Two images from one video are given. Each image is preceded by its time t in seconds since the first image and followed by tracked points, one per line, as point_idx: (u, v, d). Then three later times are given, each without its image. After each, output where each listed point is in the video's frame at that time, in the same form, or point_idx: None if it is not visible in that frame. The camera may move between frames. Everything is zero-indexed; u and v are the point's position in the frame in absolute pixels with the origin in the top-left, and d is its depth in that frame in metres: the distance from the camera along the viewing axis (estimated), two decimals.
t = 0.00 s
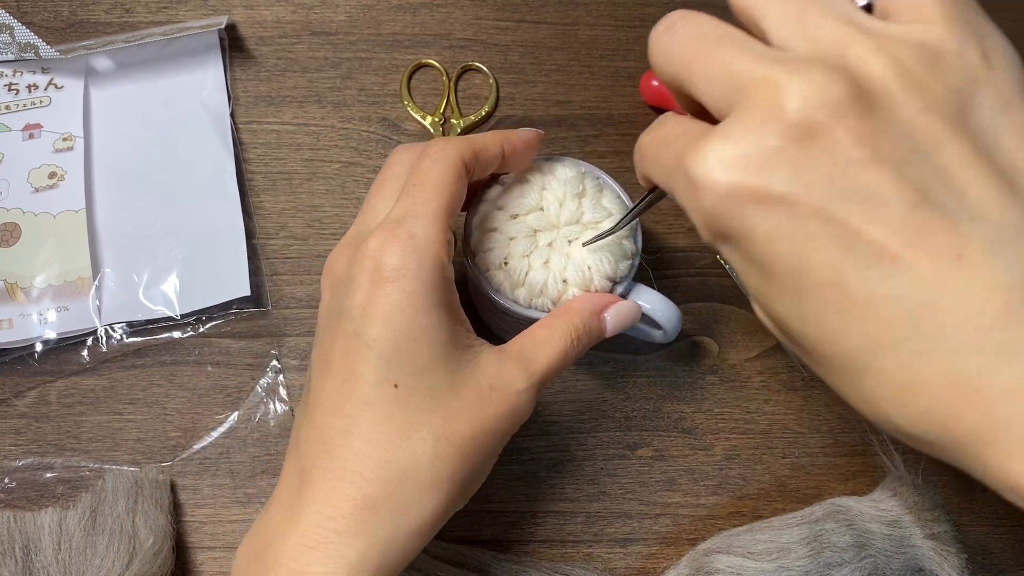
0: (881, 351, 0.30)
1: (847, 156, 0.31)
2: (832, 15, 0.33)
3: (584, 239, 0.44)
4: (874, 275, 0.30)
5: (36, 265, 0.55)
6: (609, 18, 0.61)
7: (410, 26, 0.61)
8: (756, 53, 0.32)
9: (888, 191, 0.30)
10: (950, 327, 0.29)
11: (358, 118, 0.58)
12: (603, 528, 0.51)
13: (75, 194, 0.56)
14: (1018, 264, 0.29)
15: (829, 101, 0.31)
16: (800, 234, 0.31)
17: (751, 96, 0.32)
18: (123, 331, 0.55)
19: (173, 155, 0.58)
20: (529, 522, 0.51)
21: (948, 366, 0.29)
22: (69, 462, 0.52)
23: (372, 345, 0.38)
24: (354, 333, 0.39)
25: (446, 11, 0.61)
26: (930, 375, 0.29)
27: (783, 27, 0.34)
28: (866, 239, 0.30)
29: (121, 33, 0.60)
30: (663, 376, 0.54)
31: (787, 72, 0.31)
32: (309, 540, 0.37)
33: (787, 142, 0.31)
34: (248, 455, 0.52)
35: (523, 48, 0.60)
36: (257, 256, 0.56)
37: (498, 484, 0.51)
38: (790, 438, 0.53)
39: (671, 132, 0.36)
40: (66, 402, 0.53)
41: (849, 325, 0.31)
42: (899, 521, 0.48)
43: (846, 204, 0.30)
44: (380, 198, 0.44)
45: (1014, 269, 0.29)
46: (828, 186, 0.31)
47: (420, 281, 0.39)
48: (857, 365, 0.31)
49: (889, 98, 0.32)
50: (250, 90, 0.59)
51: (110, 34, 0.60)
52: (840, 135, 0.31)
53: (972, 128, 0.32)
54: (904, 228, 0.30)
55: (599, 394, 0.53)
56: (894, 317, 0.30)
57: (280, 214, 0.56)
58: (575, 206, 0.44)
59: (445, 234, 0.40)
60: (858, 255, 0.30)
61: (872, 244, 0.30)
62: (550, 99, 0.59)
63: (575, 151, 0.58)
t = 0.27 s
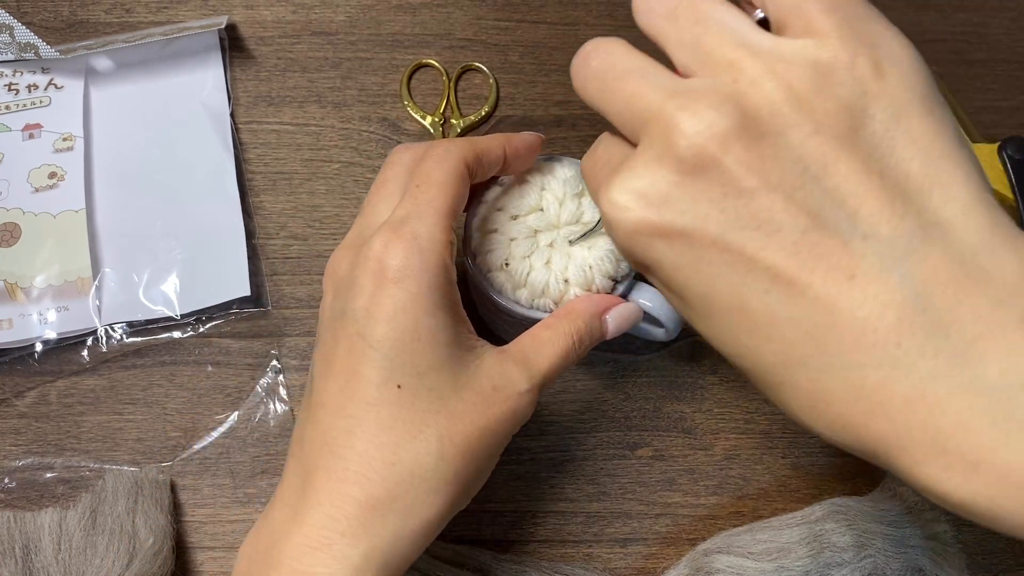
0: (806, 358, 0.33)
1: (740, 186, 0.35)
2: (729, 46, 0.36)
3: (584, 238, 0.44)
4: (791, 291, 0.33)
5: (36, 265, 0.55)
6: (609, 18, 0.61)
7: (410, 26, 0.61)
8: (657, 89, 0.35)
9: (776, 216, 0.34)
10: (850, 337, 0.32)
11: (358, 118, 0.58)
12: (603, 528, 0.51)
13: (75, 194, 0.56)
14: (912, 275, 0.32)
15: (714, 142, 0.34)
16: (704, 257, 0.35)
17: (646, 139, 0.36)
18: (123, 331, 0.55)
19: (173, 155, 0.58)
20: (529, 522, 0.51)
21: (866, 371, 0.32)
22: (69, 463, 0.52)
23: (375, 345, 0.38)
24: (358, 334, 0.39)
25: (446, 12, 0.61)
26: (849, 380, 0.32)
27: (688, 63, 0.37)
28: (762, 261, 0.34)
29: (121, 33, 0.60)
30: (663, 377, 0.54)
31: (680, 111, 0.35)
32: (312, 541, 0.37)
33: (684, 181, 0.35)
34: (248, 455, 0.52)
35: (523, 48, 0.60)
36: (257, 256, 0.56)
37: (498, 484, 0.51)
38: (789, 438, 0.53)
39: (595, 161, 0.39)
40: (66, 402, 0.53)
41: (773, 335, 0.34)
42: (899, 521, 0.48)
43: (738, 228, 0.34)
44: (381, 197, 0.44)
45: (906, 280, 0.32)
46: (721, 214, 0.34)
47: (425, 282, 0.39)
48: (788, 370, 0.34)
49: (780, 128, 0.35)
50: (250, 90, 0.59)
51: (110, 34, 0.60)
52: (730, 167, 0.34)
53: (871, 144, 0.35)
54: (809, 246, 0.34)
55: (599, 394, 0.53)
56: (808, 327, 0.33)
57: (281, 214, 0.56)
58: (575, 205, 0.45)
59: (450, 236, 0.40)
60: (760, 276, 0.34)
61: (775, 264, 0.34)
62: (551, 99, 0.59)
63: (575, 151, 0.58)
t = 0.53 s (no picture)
0: (723, 416, 0.29)
1: (657, 244, 0.30)
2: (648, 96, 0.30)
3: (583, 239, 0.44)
4: (700, 346, 0.29)
5: (37, 265, 0.55)
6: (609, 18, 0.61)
7: (410, 26, 0.61)
8: (584, 147, 0.31)
9: (687, 268, 0.29)
10: (769, 399, 0.28)
11: (358, 118, 0.58)
12: (603, 528, 0.51)
13: (75, 194, 0.56)
14: (826, 333, 0.27)
15: (628, 204, 0.30)
16: (628, 309, 0.31)
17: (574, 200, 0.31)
18: (123, 331, 0.55)
19: (173, 155, 0.58)
20: (529, 522, 0.51)
21: (776, 430, 0.28)
22: (69, 462, 0.52)
23: (377, 345, 0.38)
24: (360, 334, 0.39)
25: (446, 12, 0.61)
26: (766, 441, 0.29)
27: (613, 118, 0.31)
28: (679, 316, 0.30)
29: (121, 33, 0.60)
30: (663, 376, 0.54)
31: (604, 169, 0.30)
32: (313, 541, 0.37)
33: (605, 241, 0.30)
34: (248, 455, 0.52)
35: (523, 48, 0.60)
36: (257, 256, 0.56)
37: (498, 484, 0.51)
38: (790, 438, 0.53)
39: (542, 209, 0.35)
40: (66, 402, 0.53)
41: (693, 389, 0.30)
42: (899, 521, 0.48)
43: (656, 283, 0.30)
44: (383, 197, 0.44)
45: (819, 335, 0.27)
46: (646, 276, 0.30)
47: (427, 283, 0.39)
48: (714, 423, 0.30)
49: (695, 187, 0.30)
50: (250, 90, 0.59)
51: (110, 34, 0.60)
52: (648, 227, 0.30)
53: (784, 184, 0.29)
54: (716, 302, 0.29)
55: (599, 394, 0.53)
56: (724, 386, 0.29)
57: (281, 214, 0.56)
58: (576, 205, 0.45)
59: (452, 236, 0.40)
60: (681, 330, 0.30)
61: (691, 321, 0.29)
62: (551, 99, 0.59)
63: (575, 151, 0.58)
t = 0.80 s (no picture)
0: (827, 362, 0.30)
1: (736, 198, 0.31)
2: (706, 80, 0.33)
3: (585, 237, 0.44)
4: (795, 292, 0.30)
5: (36, 265, 0.55)
6: (610, 18, 0.61)
7: (410, 26, 0.61)
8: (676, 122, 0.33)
9: (773, 218, 0.30)
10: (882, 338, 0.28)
11: (358, 118, 0.58)
12: (603, 528, 0.51)
13: (75, 194, 0.56)
14: (944, 272, 0.29)
15: (714, 160, 0.31)
16: (718, 260, 0.32)
17: (644, 186, 0.34)
18: (123, 331, 0.55)
19: (173, 154, 0.58)
20: (528, 522, 0.51)
21: (875, 367, 0.28)
22: (69, 462, 0.52)
23: (375, 346, 0.38)
24: (357, 334, 0.39)
25: (446, 12, 0.61)
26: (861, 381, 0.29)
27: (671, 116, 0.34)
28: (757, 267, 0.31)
29: (121, 33, 0.60)
30: (663, 377, 0.54)
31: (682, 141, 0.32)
32: (312, 539, 0.37)
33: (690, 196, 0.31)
34: (247, 455, 0.52)
35: (523, 48, 0.60)
36: (257, 256, 0.56)
37: (497, 484, 0.51)
38: (790, 437, 0.53)
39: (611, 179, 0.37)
40: (66, 402, 0.53)
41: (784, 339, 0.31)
42: (899, 521, 0.48)
43: (746, 235, 0.31)
44: (381, 196, 0.44)
45: (942, 275, 0.28)
46: (736, 228, 0.31)
47: (423, 283, 0.39)
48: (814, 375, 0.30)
49: (782, 133, 0.31)
50: (250, 90, 0.59)
51: (110, 34, 0.60)
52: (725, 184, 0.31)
53: (847, 155, 0.32)
54: (790, 249, 0.30)
55: (599, 394, 0.53)
56: (824, 329, 0.29)
57: (281, 214, 0.56)
58: (576, 206, 0.45)
59: (450, 237, 0.40)
60: (766, 282, 0.31)
61: (774, 271, 0.30)
62: (551, 99, 0.59)
63: (575, 151, 0.58)
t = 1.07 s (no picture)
0: (912, 349, 0.31)
1: (847, 187, 0.32)
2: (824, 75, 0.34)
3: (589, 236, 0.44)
4: (888, 283, 0.31)
5: (36, 266, 0.55)
6: (610, 18, 0.61)
7: (410, 26, 0.61)
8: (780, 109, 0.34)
9: (891, 213, 0.32)
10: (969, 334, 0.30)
11: (358, 118, 0.58)
12: (603, 528, 0.51)
13: (75, 194, 0.56)
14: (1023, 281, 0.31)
15: (834, 148, 0.32)
16: (816, 245, 0.32)
17: (742, 159, 0.34)
18: (123, 331, 0.55)
19: (173, 154, 0.58)
20: (529, 522, 0.51)
21: (957, 363, 0.30)
22: (69, 462, 0.52)
23: (375, 345, 0.38)
24: (358, 334, 0.39)
25: (446, 12, 0.61)
26: (942, 375, 0.30)
27: (773, 101, 0.34)
28: (858, 258, 0.32)
29: (121, 33, 0.60)
30: (663, 377, 0.54)
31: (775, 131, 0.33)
32: (311, 537, 0.37)
33: (796, 179, 0.32)
34: (247, 455, 0.52)
35: (523, 48, 0.60)
36: (257, 256, 0.56)
37: (497, 484, 0.51)
38: (790, 437, 0.53)
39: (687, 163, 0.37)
40: (66, 402, 0.53)
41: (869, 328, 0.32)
42: (899, 521, 0.48)
43: (848, 223, 0.32)
44: (384, 197, 0.44)
45: None
46: (836, 215, 0.32)
47: (422, 284, 0.39)
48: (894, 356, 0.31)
49: (889, 140, 0.33)
50: (250, 90, 0.59)
51: (110, 34, 0.60)
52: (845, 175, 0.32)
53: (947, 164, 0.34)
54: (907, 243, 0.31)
55: (599, 394, 0.53)
56: (918, 321, 0.31)
57: (281, 214, 0.56)
58: (578, 204, 0.45)
59: (451, 241, 0.40)
60: (856, 271, 0.32)
61: (870, 259, 0.31)
62: (551, 99, 0.59)
63: (575, 151, 0.58)
